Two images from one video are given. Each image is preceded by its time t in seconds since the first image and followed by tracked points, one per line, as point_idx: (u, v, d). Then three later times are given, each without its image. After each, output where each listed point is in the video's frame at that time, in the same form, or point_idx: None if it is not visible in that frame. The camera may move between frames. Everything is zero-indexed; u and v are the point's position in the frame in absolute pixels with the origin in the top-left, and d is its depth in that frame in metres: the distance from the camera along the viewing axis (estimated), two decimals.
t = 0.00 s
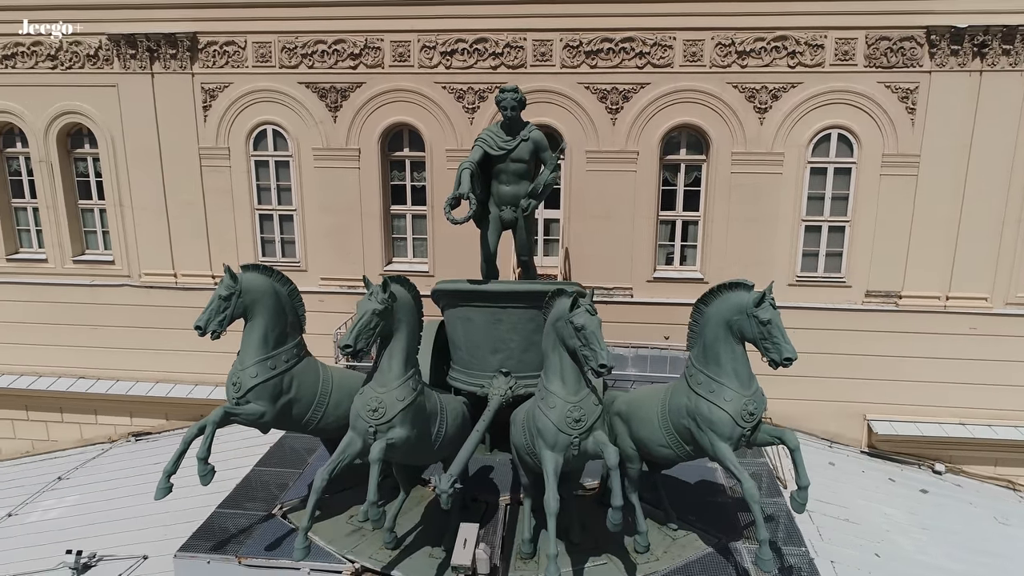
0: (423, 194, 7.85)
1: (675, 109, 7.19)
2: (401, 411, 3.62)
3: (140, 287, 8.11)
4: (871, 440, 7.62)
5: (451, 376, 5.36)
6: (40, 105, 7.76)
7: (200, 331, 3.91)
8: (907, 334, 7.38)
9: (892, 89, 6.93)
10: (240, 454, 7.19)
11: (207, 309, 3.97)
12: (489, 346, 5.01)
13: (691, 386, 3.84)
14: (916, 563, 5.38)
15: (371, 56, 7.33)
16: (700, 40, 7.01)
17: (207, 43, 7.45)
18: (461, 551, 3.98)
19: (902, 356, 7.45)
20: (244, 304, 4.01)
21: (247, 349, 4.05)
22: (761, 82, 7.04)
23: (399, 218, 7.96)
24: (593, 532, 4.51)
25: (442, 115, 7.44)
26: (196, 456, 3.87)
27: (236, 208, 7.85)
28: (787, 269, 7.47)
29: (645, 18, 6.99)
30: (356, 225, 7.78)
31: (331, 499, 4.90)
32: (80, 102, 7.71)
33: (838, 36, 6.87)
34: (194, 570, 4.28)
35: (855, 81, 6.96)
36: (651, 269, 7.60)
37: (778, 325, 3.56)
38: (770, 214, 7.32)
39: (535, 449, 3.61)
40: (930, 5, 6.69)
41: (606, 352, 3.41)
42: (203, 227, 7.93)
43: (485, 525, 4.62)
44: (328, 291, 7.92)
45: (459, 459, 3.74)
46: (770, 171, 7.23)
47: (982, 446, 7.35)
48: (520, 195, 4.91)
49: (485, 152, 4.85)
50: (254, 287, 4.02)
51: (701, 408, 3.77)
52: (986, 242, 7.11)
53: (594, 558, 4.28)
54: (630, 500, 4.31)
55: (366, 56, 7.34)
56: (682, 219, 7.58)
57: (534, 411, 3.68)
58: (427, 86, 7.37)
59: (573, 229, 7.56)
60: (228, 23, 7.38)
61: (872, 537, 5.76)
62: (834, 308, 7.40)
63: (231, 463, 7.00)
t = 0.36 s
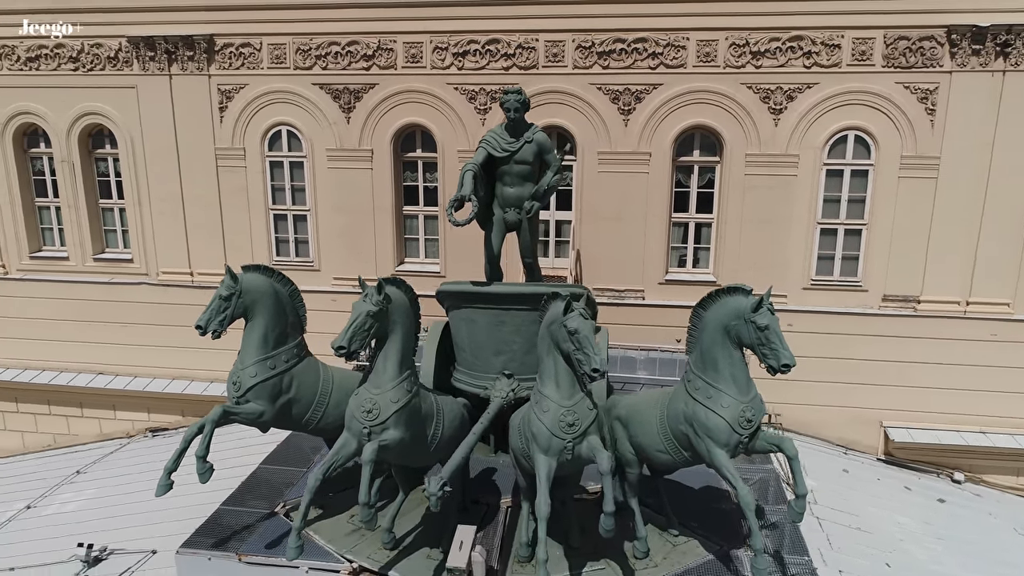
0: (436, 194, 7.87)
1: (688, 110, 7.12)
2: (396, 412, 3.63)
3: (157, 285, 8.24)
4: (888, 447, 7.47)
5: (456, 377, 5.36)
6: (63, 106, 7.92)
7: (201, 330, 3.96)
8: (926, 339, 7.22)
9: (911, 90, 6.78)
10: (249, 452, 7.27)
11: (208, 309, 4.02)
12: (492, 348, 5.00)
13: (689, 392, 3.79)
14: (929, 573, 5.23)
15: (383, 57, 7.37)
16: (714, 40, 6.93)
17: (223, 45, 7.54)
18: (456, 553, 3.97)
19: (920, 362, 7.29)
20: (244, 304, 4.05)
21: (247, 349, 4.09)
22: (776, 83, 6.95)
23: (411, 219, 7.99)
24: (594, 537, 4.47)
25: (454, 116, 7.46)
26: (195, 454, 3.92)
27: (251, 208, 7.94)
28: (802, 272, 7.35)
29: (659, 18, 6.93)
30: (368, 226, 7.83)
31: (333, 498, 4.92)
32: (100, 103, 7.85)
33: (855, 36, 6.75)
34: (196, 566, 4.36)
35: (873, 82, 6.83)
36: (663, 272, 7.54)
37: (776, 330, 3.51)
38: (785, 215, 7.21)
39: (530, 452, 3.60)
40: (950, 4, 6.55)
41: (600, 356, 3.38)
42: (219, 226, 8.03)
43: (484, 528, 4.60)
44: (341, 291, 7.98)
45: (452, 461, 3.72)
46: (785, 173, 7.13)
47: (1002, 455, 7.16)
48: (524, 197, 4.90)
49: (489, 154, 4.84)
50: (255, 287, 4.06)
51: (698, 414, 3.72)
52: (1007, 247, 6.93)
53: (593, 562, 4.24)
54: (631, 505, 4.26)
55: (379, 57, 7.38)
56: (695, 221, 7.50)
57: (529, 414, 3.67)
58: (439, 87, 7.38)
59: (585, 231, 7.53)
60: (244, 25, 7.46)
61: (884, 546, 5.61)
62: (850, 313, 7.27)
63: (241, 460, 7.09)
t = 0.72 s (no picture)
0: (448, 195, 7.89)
1: (701, 110, 7.04)
2: (389, 413, 3.64)
3: (175, 284, 8.37)
4: (905, 455, 7.31)
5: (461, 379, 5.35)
6: (84, 107, 8.08)
7: (201, 330, 4.01)
8: (945, 345, 7.05)
9: (930, 90, 6.64)
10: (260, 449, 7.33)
11: (209, 309, 4.07)
12: (495, 350, 4.98)
13: (686, 397, 3.75)
14: None
15: (396, 58, 7.40)
16: (728, 40, 6.85)
17: (239, 47, 7.63)
18: (452, 555, 3.96)
19: (938, 368, 7.13)
20: (244, 304, 4.09)
21: (247, 348, 4.13)
22: (790, 83, 6.85)
23: (423, 219, 8.01)
24: (594, 542, 4.43)
25: (466, 117, 7.46)
26: (194, 452, 3.98)
27: (266, 208, 8.02)
28: (817, 276, 7.24)
29: (672, 18, 6.86)
30: (381, 226, 7.87)
31: (335, 497, 4.93)
32: (120, 104, 7.99)
33: (872, 35, 6.62)
34: (197, 562, 4.42)
35: (891, 82, 6.70)
36: (675, 274, 7.47)
37: (773, 336, 3.45)
38: (800, 218, 7.10)
39: (523, 456, 3.59)
40: (971, 2, 6.39)
41: (593, 360, 3.37)
42: (235, 226, 8.13)
43: (483, 530, 4.59)
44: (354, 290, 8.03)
45: (446, 462, 3.72)
46: (800, 175, 7.02)
47: None
48: (527, 199, 4.87)
49: (493, 155, 4.82)
50: (254, 287, 4.10)
51: (695, 420, 3.67)
52: None
53: (590, 567, 4.20)
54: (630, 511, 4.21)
55: (392, 58, 7.41)
56: (708, 223, 7.42)
57: (523, 418, 3.66)
58: (451, 88, 7.39)
59: (596, 233, 7.49)
60: (260, 26, 7.54)
61: (896, 555, 5.46)
62: (866, 318, 7.13)
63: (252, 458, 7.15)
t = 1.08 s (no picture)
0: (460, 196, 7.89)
1: (715, 111, 6.96)
2: (384, 413, 3.66)
3: (192, 282, 8.48)
4: (922, 463, 7.13)
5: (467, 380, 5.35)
6: (106, 108, 8.24)
7: (203, 328, 4.08)
8: (965, 352, 6.89)
9: (950, 90, 6.48)
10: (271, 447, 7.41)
11: (211, 307, 4.13)
12: (498, 351, 4.97)
13: (683, 402, 3.71)
14: None
15: (409, 59, 7.43)
16: (742, 40, 6.76)
17: (255, 48, 7.72)
18: (448, 556, 3.95)
19: (957, 375, 6.96)
20: (245, 304, 4.13)
21: (248, 347, 4.17)
22: (806, 83, 6.74)
23: (436, 219, 8.03)
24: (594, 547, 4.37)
25: (478, 118, 7.46)
26: (195, 449, 4.04)
27: (281, 208, 8.10)
28: (832, 280, 7.11)
29: (685, 17, 6.80)
30: (394, 227, 7.91)
31: (337, 496, 4.95)
32: (140, 105, 8.13)
33: (890, 35, 6.49)
34: (200, 557, 4.48)
35: (910, 82, 6.56)
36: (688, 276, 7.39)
37: (770, 342, 3.41)
38: (815, 220, 6.99)
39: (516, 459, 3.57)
40: None
41: (585, 363, 3.35)
42: (251, 225, 8.22)
43: (483, 532, 4.58)
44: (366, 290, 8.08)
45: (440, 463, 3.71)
46: (815, 177, 6.91)
47: None
48: (530, 200, 4.85)
49: (496, 156, 4.81)
50: (255, 287, 4.14)
51: (691, 425, 3.62)
52: None
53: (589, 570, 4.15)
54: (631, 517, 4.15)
55: (405, 59, 7.44)
56: (722, 225, 7.34)
57: (517, 420, 3.65)
58: (464, 89, 7.40)
59: (607, 235, 7.45)
60: (275, 27, 7.61)
61: (908, 566, 5.32)
62: (883, 322, 6.99)
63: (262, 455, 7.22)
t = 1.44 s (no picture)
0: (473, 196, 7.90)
1: (729, 111, 6.88)
2: (379, 413, 3.68)
3: (209, 280, 8.60)
4: (939, 472, 6.97)
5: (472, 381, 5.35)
6: (127, 108, 8.40)
7: (206, 326, 4.14)
8: (984, 358, 6.72)
9: (970, 91, 6.33)
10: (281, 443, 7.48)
11: (214, 306, 4.19)
12: (502, 352, 4.96)
13: (679, 407, 3.67)
14: None
15: (423, 59, 7.46)
16: (756, 40, 6.67)
17: (271, 50, 7.80)
18: (444, 556, 3.94)
19: (977, 382, 6.80)
20: (246, 302, 4.18)
21: (250, 346, 4.22)
22: (823, 83, 6.63)
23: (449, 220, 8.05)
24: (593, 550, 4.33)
25: (490, 119, 7.46)
26: (196, 446, 4.11)
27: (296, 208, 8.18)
28: (848, 283, 6.99)
29: (699, 17, 6.72)
30: (406, 227, 7.94)
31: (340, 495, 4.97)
32: (160, 105, 8.27)
33: (909, 33, 6.35)
34: (203, 552, 4.53)
35: (929, 82, 6.42)
36: (700, 278, 7.32)
37: (767, 347, 3.37)
38: (831, 222, 6.87)
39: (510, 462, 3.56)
40: None
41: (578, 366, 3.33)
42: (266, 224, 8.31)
43: (483, 533, 4.57)
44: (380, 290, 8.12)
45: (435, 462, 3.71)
46: (831, 178, 6.80)
47: None
48: (534, 201, 4.83)
49: (501, 157, 4.81)
50: (256, 285, 4.18)
51: (687, 430, 3.58)
52: None
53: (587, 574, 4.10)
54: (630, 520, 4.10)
55: (418, 60, 7.47)
56: (736, 227, 7.25)
57: (511, 422, 3.65)
58: (476, 89, 7.41)
59: (619, 236, 7.40)
60: (291, 28, 7.69)
61: None
62: (900, 327, 6.85)
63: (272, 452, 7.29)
